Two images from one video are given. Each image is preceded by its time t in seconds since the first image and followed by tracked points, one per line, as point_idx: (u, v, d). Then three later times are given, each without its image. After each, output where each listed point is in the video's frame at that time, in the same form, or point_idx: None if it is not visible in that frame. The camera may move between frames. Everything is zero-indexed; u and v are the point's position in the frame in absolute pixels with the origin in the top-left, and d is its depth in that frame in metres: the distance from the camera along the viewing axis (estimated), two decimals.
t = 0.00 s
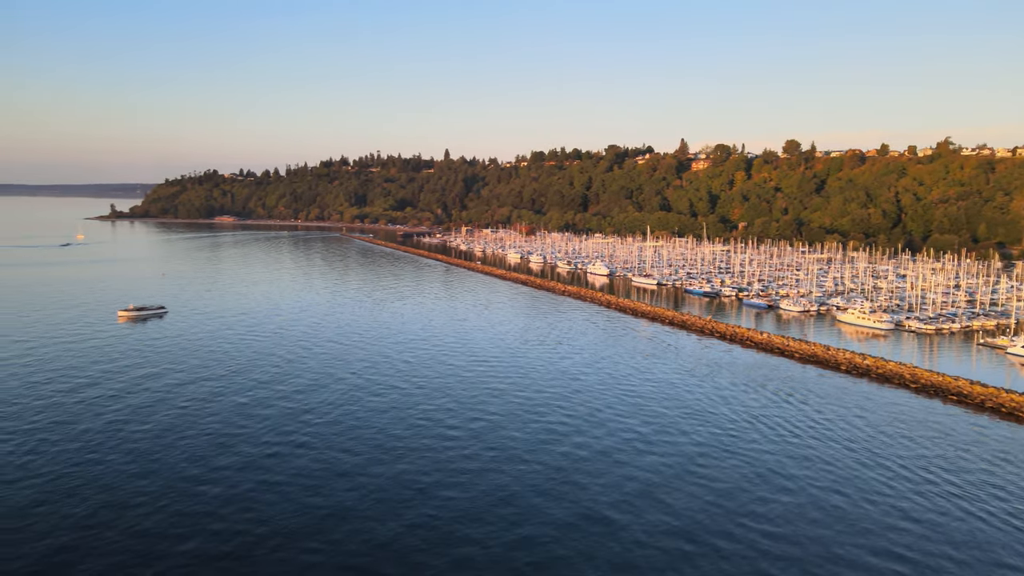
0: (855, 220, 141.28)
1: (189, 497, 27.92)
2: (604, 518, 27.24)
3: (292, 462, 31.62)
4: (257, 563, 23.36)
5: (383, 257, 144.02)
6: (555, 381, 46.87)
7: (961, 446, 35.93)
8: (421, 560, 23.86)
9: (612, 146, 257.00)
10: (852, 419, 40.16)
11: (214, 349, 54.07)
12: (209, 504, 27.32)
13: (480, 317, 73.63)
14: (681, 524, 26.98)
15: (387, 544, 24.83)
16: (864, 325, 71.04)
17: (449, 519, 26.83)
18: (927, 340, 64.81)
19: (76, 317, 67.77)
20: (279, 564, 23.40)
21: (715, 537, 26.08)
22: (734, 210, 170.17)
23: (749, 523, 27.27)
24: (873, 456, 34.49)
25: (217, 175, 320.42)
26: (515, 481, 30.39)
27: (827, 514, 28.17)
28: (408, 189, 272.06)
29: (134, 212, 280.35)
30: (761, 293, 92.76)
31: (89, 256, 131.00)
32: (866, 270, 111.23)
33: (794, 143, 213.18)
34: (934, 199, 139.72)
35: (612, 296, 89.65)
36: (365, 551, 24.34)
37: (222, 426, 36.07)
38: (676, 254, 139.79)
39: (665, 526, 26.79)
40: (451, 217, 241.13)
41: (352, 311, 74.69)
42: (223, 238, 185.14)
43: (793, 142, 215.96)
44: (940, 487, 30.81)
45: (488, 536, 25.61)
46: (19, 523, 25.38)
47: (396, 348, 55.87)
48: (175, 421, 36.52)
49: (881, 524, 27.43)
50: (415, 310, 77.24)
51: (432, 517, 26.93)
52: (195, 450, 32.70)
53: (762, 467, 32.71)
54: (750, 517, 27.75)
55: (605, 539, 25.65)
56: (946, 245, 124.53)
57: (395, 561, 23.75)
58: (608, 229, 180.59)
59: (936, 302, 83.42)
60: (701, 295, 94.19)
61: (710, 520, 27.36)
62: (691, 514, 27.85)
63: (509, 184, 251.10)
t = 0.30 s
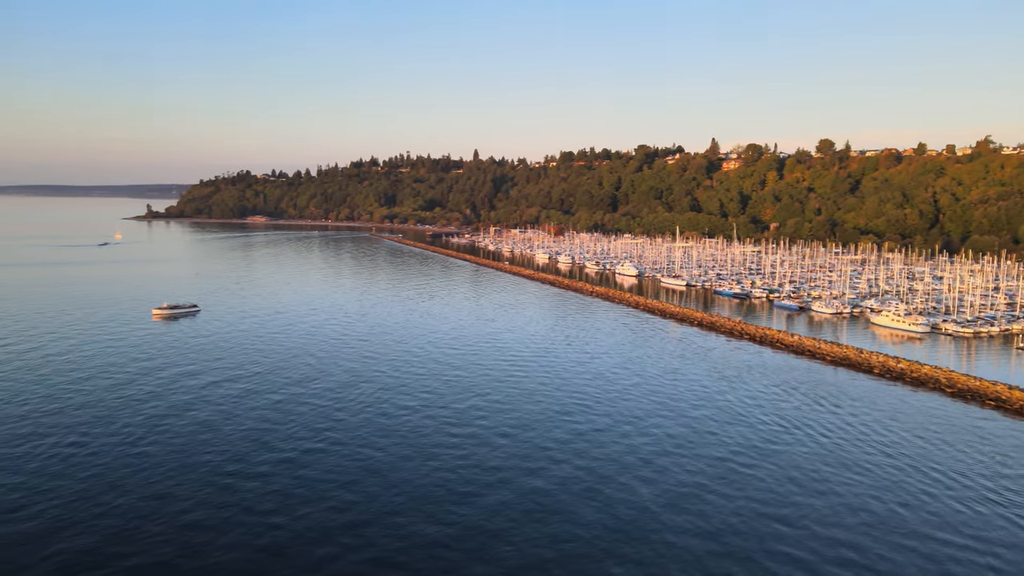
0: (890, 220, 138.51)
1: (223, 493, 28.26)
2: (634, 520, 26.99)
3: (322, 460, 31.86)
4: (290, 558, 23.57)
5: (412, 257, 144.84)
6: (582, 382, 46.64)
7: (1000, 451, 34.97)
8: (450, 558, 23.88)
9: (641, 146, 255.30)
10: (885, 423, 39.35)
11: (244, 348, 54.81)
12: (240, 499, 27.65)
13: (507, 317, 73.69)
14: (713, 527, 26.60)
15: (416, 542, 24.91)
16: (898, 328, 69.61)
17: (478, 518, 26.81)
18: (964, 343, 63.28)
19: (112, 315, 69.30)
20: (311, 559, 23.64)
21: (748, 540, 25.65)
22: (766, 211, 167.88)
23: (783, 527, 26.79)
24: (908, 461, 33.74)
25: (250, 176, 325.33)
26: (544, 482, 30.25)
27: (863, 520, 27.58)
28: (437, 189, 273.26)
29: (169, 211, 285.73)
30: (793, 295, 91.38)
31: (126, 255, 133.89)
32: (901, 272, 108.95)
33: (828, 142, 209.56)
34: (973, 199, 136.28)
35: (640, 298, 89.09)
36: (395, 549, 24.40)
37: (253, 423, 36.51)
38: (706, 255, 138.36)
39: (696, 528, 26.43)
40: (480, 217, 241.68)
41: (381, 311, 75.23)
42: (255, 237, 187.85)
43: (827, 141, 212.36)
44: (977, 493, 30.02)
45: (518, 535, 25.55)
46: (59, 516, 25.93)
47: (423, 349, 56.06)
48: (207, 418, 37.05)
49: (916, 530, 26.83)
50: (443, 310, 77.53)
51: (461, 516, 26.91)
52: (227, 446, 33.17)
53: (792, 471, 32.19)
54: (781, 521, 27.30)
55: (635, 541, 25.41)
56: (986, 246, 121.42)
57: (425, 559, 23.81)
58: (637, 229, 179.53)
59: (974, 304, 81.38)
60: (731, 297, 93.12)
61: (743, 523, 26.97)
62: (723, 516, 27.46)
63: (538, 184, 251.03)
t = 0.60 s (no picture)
0: (927, 220, 135.55)
1: (254, 489, 28.66)
2: (662, 522, 26.79)
3: (349, 457, 32.16)
4: (318, 554, 23.82)
5: (441, 257, 145.56)
6: (610, 383, 46.37)
7: None
8: (477, 557, 23.93)
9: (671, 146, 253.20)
10: (921, 428, 38.47)
11: (274, 347, 55.53)
12: (270, 495, 28.02)
13: (535, 318, 73.67)
14: (742, 530, 26.30)
15: (444, 539, 25.03)
16: (934, 330, 68.12)
17: (505, 517, 26.83)
18: (1002, 347, 61.76)
19: (147, 313, 70.80)
20: (339, 555, 23.84)
21: (779, 544, 25.31)
22: (799, 211, 165.38)
23: (815, 532, 26.37)
24: (944, 466, 32.97)
25: (282, 177, 329.81)
26: (571, 482, 30.18)
27: (897, 526, 27.05)
28: (466, 189, 274.13)
29: (204, 212, 291.07)
30: (825, 297, 89.93)
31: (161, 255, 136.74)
32: (938, 274, 106.63)
33: (863, 141, 205.71)
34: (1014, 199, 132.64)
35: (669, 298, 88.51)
36: (422, 546, 24.53)
37: (283, 421, 36.96)
38: (737, 256, 136.82)
39: (725, 531, 26.15)
40: (509, 217, 241.97)
41: (409, 311, 75.77)
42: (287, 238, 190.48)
43: (862, 141, 208.46)
44: (1016, 500, 29.21)
45: (545, 535, 25.53)
46: (95, 509, 26.53)
47: (450, 348, 56.22)
48: (237, 415, 37.60)
49: (951, 537, 26.23)
50: (470, 310, 77.75)
51: (488, 514, 26.98)
52: (257, 443, 33.62)
53: (823, 475, 31.69)
54: (812, 525, 26.87)
55: (664, 542, 25.22)
56: None
57: (453, 557, 23.89)
58: (667, 230, 178.22)
59: (1014, 307, 79.27)
60: (762, 298, 91.91)
61: (773, 527, 26.61)
62: (753, 519, 27.13)
63: (567, 184, 250.45)
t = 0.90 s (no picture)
0: (966, 221, 132.37)
1: (283, 486, 29.00)
2: (690, 524, 26.56)
3: (377, 456, 32.40)
4: (348, 550, 24.06)
5: (470, 257, 146.13)
6: (638, 384, 46.09)
7: None
8: (505, 556, 23.97)
9: (702, 146, 250.68)
10: (957, 433, 37.63)
11: (303, 346, 56.17)
12: (300, 492, 28.36)
13: (562, 318, 73.51)
14: (773, 534, 25.97)
15: (471, 538, 25.12)
16: (972, 334, 66.58)
17: (533, 516, 26.84)
18: None
19: (180, 311, 72.06)
20: (369, 551, 24.06)
21: (811, 549, 24.96)
22: (832, 211, 162.74)
23: (848, 538, 25.95)
24: (982, 472, 32.23)
25: (313, 177, 333.86)
26: (598, 483, 30.07)
27: (932, 533, 26.51)
28: (495, 190, 274.70)
29: (237, 212, 295.80)
30: (859, 299, 88.41)
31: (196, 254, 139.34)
32: (978, 276, 104.05)
33: (899, 140, 201.81)
34: None
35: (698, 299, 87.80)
36: (450, 544, 24.65)
37: (311, 419, 37.35)
38: (768, 257, 135.17)
39: (755, 535, 25.88)
40: (537, 218, 241.97)
41: (438, 311, 76.17)
42: (318, 238, 192.91)
43: (898, 140, 204.31)
44: None
45: (573, 536, 25.48)
46: (131, 503, 27.07)
47: (476, 348, 56.33)
48: (267, 413, 38.09)
49: (988, 544, 25.66)
50: (498, 310, 77.88)
51: (515, 514, 27.03)
52: (287, 440, 34.04)
53: (857, 479, 31.15)
54: (844, 530, 26.45)
55: (693, 545, 25.02)
56: None
57: (481, 556, 23.96)
58: (697, 231, 176.68)
59: None
60: (793, 300, 90.63)
61: (805, 532, 26.24)
62: (784, 524, 26.79)
63: (596, 184, 249.61)
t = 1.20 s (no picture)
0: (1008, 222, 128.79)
1: (314, 481, 29.37)
2: (720, 526, 26.28)
3: (405, 454, 32.59)
4: (378, 547, 24.20)
5: (499, 258, 146.43)
6: (667, 385, 45.79)
7: None
8: (534, 555, 23.96)
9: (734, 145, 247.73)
10: (996, 438, 36.73)
11: (332, 345, 56.77)
12: (330, 488, 28.71)
13: (590, 319, 73.21)
14: (802, 537, 25.66)
15: (498, 535, 25.22)
16: (1011, 337, 64.93)
17: (562, 517, 26.67)
18: None
19: (213, 310, 73.42)
20: (398, 547, 24.22)
21: (844, 554, 24.55)
22: (867, 211, 158.77)
23: (884, 543, 25.44)
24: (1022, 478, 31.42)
25: (345, 178, 337.26)
26: (626, 485, 29.81)
27: (971, 540, 25.89)
28: (525, 190, 274.71)
29: (270, 212, 300.07)
30: (894, 301, 86.60)
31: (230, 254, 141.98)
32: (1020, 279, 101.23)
33: (938, 138, 197.13)
34: None
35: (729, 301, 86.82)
36: (477, 541, 24.80)
37: (340, 417, 37.71)
38: (801, 258, 133.22)
39: (787, 539, 25.50)
40: (567, 218, 241.67)
41: (466, 311, 76.44)
42: (349, 237, 194.89)
43: (937, 138, 199.70)
44: None
45: (602, 536, 25.32)
46: (167, 497, 27.58)
47: (503, 349, 56.30)
48: (296, 411, 38.53)
49: None
50: (526, 311, 77.82)
51: (544, 513, 26.95)
52: (316, 438, 34.42)
53: (891, 484, 30.61)
54: (876, 535, 26.04)
55: (723, 548, 24.69)
56: None
57: (509, 555, 23.92)
58: (728, 231, 174.77)
59: None
60: (827, 302, 89.18)
61: (836, 535, 25.88)
62: (814, 527, 26.46)
63: (626, 184, 248.24)
